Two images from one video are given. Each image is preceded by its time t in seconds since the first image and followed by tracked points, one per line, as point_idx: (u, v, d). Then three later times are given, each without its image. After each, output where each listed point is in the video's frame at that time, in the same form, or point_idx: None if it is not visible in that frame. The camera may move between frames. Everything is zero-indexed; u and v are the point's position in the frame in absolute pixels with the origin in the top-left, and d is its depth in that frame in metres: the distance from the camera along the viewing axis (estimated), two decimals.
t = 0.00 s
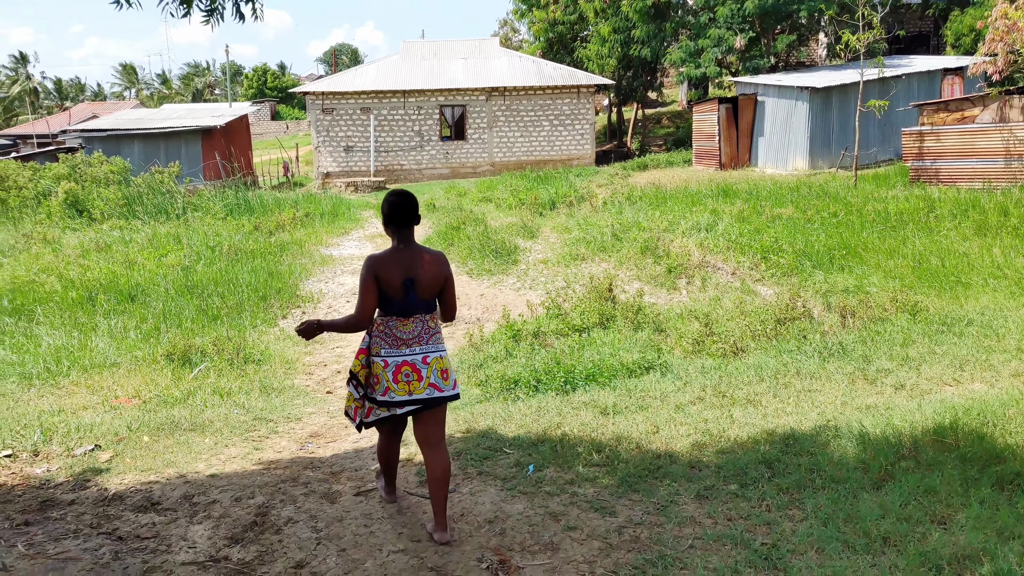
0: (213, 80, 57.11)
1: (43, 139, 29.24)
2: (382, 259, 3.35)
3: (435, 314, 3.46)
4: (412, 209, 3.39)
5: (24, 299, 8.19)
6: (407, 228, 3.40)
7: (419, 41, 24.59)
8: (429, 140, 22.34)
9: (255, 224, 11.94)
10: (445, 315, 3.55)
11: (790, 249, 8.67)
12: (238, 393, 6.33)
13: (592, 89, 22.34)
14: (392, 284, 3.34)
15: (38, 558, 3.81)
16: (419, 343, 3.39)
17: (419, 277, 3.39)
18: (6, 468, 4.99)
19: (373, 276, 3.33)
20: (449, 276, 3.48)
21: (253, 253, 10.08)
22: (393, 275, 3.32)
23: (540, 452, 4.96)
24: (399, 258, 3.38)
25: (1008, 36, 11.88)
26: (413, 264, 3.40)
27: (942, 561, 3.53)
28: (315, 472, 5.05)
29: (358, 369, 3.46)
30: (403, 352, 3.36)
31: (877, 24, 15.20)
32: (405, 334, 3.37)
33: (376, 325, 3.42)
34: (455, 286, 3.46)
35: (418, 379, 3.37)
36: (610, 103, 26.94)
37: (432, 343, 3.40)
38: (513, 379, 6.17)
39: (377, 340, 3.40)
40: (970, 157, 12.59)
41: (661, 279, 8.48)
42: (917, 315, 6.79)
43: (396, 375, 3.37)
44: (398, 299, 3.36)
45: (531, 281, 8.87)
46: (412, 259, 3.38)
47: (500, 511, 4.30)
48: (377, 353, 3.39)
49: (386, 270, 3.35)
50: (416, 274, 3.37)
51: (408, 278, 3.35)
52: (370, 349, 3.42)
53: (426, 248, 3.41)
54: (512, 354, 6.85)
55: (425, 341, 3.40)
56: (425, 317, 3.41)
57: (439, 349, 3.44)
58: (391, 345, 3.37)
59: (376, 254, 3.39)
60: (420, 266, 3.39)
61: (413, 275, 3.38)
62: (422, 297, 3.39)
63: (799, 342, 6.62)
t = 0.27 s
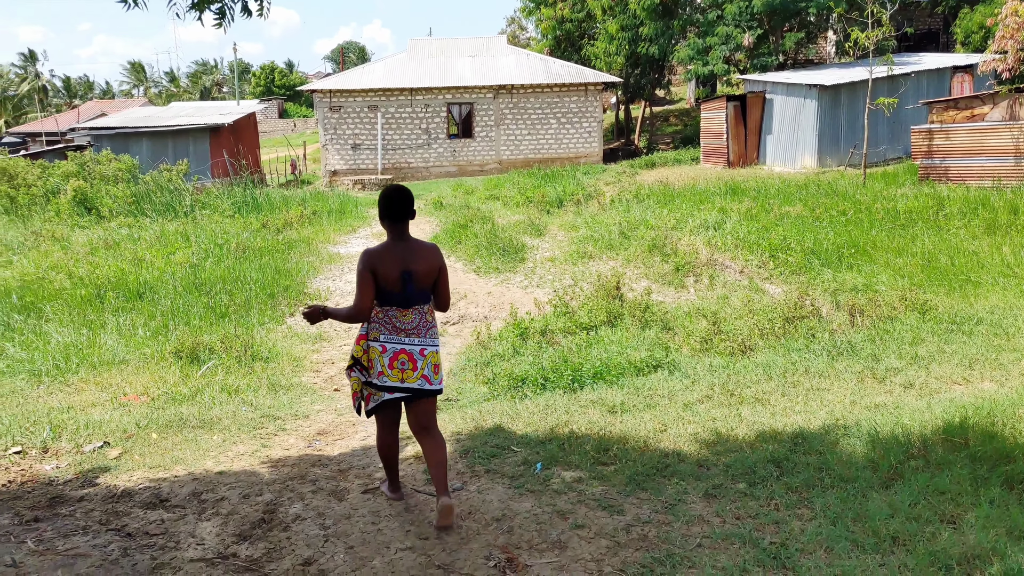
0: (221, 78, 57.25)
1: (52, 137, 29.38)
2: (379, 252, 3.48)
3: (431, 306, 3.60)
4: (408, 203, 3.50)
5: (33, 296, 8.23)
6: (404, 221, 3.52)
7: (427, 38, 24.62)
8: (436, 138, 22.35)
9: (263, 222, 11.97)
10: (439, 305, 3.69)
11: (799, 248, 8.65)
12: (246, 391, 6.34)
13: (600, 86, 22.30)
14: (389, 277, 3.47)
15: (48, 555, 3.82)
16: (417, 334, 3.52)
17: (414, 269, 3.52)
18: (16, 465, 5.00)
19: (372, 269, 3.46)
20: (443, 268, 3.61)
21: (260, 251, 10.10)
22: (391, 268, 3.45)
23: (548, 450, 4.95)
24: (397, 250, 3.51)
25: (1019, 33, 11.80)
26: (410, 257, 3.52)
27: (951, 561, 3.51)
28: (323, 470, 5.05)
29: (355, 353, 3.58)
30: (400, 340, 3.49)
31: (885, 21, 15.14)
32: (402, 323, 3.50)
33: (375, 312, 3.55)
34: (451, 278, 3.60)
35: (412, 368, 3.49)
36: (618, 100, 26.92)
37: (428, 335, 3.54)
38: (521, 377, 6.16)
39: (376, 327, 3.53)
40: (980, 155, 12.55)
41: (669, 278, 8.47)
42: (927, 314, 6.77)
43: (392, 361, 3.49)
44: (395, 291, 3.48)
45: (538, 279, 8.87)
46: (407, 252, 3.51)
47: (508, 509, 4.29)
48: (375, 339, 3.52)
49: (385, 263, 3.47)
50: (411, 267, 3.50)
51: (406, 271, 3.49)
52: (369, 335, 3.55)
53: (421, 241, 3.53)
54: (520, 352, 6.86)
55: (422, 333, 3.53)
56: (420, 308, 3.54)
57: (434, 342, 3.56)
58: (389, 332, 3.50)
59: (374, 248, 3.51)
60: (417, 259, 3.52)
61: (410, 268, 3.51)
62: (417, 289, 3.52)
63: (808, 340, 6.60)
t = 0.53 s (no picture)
0: (231, 76, 57.53)
1: (63, 135, 29.54)
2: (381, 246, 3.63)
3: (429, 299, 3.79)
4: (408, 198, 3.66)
5: (45, 293, 8.27)
6: (404, 216, 3.69)
7: (436, 36, 24.63)
8: (445, 136, 22.37)
9: (272, 220, 12.01)
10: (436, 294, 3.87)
11: (809, 246, 8.62)
12: (255, 388, 6.36)
13: (609, 84, 22.26)
14: (390, 269, 3.63)
15: (59, 550, 3.84)
16: (418, 326, 3.71)
17: (413, 262, 3.69)
18: (27, 461, 5.03)
19: (372, 262, 3.62)
20: (441, 259, 3.79)
21: (270, 249, 10.13)
22: (391, 261, 3.61)
23: (557, 447, 4.94)
24: (396, 243, 3.67)
25: None
26: (409, 250, 3.69)
27: (963, 560, 3.48)
28: (332, 467, 5.05)
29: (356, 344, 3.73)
30: (404, 332, 3.68)
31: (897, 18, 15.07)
32: (404, 316, 3.68)
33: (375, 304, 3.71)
34: (448, 271, 3.78)
35: (413, 359, 3.70)
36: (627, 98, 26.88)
37: (427, 327, 3.74)
38: (530, 375, 6.16)
39: (378, 319, 3.69)
40: (991, 153, 12.51)
41: (678, 276, 8.45)
42: (938, 312, 6.73)
43: (395, 353, 3.67)
44: (395, 283, 3.65)
45: (547, 277, 8.86)
46: (408, 245, 3.67)
47: (518, 506, 4.28)
48: (377, 330, 3.68)
49: (385, 256, 3.63)
50: (411, 260, 3.67)
51: (406, 264, 3.65)
52: (369, 327, 3.70)
53: (420, 234, 3.69)
54: (528, 349, 6.86)
55: (422, 324, 3.72)
56: (419, 300, 3.73)
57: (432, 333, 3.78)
58: (392, 324, 3.68)
59: (374, 241, 3.67)
60: (416, 253, 3.69)
61: (409, 261, 3.67)
62: (417, 281, 3.70)
63: (818, 339, 6.57)
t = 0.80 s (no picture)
0: (242, 73, 57.76)
1: (76, 132, 29.72)
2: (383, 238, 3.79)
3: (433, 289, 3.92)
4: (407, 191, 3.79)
5: (59, 289, 8.32)
6: (404, 210, 3.84)
7: (447, 33, 24.63)
8: (456, 133, 22.39)
9: (284, 217, 12.05)
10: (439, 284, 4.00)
11: (821, 243, 8.58)
12: (267, 384, 6.39)
13: (621, 81, 22.20)
14: (392, 261, 3.79)
15: (73, 544, 3.86)
16: (423, 315, 3.85)
17: (415, 253, 3.83)
18: (41, 456, 5.06)
19: (374, 253, 3.79)
20: (442, 251, 3.92)
21: (281, 245, 10.16)
22: (393, 253, 3.76)
23: (568, 444, 4.94)
24: (398, 235, 3.83)
25: None
26: (410, 241, 3.84)
27: (978, 559, 3.45)
28: (344, 463, 5.06)
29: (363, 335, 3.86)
30: (411, 321, 3.81)
31: (910, 13, 14.96)
32: (409, 306, 3.82)
33: (381, 296, 3.87)
34: (450, 262, 3.90)
35: (420, 347, 3.83)
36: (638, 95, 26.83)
37: (432, 316, 3.87)
38: (541, 372, 6.16)
39: (384, 310, 3.83)
40: (1005, 150, 12.43)
41: (690, 273, 8.43)
42: (952, 310, 6.69)
43: (403, 342, 3.79)
44: (397, 275, 3.80)
45: (558, 274, 8.86)
46: (409, 237, 3.81)
47: (529, 503, 4.28)
48: (384, 321, 3.81)
49: (386, 248, 3.79)
50: (413, 252, 3.81)
51: (407, 255, 3.80)
52: (376, 319, 3.84)
53: (420, 225, 3.83)
54: (539, 346, 6.86)
55: (427, 314, 3.86)
56: (423, 290, 3.87)
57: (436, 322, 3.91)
58: (398, 315, 3.81)
59: (377, 234, 3.84)
60: (416, 244, 3.83)
61: (411, 253, 3.81)
62: (419, 272, 3.84)
63: (831, 336, 6.54)
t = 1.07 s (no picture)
0: (251, 71, 57.96)
1: (87, 130, 29.82)
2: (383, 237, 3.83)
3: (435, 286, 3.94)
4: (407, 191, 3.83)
5: (70, 286, 8.36)
6: (405, 210, 3.88)
7: (456, 31, 24.63)
8: (465, 131, 22.39)
9: (292, 215, 12.07)
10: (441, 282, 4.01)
11: (831, 241, 8.55)
12: (276, 382, 6.41)
13: (630, 78, 22.15)
14: (392, 259, 3.82)
15: (84, 541, 3.88)
16: (427, 310, 3.87)
17: (416, 251, 3.86)
18: (52, 453, 5.09)
19: (375, 253, 3.84)
20: (443, 249, 3.93)
21: (290, 243, 10.19)
22: (394, 251, 3.79)
23: (576, 443, 4.93)
24: (398, 234, 3.87)
25: None
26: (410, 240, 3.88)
27: (989, 560, 3.44)
28: (352, 461, 5.06)
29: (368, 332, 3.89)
30: (414, 315, 3.83)
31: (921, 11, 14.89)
32: (412, 302, 3.84)
33: (384, 294, 3.90)
34: (450, 260, 3.92)
35: (425, 340, 3.84)
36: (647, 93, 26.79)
37: (435, 310, 3.89)
38: (549, 370, 6.16)
39: (387, 306, 3.85)
40: (1015, 148, 12.38)
41: (699, 271, 8.42)
42: (963, 309, 6.66)
43: (408, 335, 3.81)
44: (398, 272, 3.84)
45: (567, 272, 8.86)
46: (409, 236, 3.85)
47: (537, 501, 4.27)
48: (388, 316, 3.83)
49: (387, 246, 3.83)
50: (413, 250, 3.84)
51: (407, 253, 3.83)
52: (380, 314, 3.86)
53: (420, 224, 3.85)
54: (548, 345, 6.85)
55: (430, 309, 3.88)
56: (424, 287, 3.89)
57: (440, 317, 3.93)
58: (401, 309, 3.83)
59: (378, 234, 3.88)
60: (417, 243, 3.86)
61: (412, 251, 3.85)
62: (419, 270, 3.87)
63: (841, 335, 6.51)
